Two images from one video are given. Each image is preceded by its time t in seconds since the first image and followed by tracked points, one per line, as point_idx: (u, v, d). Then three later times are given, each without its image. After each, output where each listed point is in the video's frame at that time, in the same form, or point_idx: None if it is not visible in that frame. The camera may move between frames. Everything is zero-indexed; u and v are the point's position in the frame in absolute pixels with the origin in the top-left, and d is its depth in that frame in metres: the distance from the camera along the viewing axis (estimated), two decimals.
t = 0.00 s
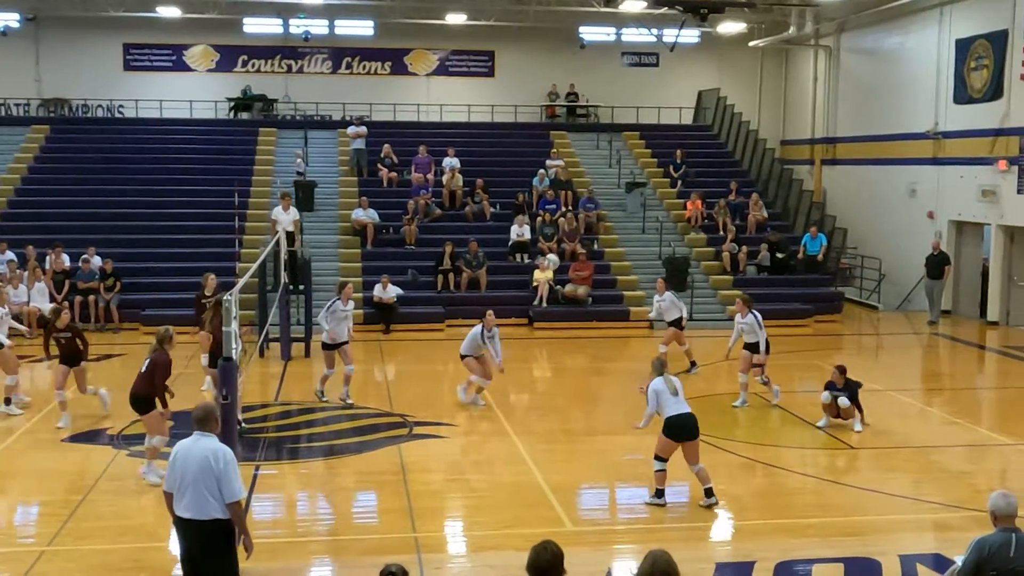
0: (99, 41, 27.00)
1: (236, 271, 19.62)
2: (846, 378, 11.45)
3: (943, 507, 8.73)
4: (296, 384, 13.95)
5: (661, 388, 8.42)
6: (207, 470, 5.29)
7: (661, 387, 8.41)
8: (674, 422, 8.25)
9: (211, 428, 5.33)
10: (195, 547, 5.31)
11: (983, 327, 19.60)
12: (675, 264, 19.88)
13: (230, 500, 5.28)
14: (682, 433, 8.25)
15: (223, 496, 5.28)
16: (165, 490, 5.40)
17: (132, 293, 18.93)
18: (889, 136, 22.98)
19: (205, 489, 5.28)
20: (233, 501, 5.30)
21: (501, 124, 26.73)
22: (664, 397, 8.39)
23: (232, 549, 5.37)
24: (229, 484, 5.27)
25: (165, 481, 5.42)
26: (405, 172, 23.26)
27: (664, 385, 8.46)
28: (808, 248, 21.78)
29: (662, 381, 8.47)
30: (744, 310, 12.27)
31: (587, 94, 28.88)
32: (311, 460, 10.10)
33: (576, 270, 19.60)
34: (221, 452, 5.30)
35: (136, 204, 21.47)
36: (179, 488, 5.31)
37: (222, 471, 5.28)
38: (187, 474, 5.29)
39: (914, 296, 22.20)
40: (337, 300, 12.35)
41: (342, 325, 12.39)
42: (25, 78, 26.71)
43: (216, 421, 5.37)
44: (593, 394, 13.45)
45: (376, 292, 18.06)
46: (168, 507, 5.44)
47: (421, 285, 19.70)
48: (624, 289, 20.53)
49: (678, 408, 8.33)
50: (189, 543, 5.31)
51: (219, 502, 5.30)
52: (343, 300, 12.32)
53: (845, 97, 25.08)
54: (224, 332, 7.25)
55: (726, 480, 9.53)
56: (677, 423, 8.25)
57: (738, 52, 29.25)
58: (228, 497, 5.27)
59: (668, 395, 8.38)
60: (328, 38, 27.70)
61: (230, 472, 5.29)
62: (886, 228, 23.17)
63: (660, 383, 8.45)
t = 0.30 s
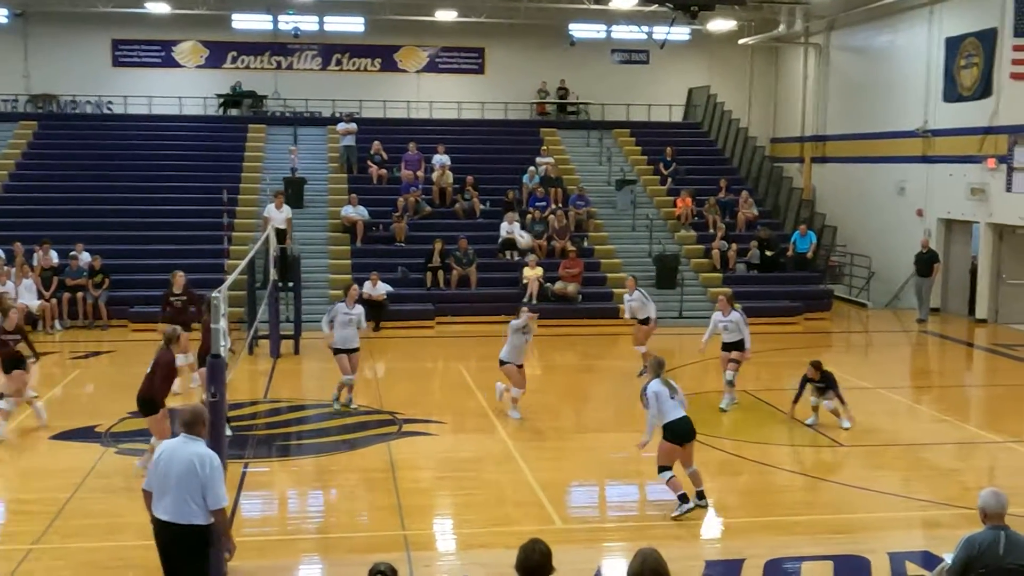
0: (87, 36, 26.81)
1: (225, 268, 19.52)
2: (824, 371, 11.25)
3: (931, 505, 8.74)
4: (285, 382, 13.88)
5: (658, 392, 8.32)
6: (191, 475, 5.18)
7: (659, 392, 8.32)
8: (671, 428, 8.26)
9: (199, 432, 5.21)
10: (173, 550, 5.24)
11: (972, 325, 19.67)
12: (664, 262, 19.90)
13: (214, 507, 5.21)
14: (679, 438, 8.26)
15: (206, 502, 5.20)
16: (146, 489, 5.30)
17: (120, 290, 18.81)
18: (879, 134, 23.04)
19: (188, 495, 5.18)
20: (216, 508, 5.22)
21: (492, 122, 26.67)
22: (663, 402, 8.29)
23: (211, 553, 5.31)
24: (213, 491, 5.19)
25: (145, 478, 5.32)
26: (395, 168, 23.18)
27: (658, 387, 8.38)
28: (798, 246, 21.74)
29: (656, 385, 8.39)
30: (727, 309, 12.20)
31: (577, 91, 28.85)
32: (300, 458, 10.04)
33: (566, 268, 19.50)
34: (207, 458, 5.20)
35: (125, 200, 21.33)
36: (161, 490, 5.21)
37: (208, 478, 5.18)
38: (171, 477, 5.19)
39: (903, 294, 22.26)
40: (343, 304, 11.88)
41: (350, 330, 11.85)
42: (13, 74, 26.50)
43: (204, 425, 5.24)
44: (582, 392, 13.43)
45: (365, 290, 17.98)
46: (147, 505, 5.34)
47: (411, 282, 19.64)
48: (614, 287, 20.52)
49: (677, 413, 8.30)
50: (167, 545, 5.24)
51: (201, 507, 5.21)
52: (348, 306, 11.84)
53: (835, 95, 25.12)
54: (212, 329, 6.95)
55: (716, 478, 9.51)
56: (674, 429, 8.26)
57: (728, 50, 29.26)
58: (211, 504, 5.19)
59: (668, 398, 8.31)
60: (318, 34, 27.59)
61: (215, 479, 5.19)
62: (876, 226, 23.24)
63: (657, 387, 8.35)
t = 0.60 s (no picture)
0: (75, 31, 26.60)
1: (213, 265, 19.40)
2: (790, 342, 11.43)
3: (918, 502, 8.77)
4: (273, 379, 13.81)
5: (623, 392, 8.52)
6: (179, 474, 5.15)
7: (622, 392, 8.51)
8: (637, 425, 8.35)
9: (189, 433, 5.21)
10: (145, 551, 5.12)
11: (960, 322, 19.75)
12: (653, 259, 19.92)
13: (197, 509, 5.17)
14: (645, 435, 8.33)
15: (189, 505, 5.17)
16: (123, 487, 5.18)
17: (108, 287, 18.66)
18: (867, 132, 23.12)
19: (173, 494, 5.13)
20: (199, 511, 5.19)
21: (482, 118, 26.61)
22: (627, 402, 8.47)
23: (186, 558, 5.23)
24: (199, 492, 5.17)
25: (122, 477, 5.20)
26: (384, 165, 23.11)
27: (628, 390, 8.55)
28: (787, 244, 21.75)
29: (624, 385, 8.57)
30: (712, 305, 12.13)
31: (567, 88, 28.81)
32: (288, 455, 9.99)
33: (556, 265, 19.41)
34: (195, 459, 5.20)
35: (113, 197, 21.18)
36: (143, 487, 5.12)
37: (195, 479, 5.16)
38: (157, 475, 5.12)
39: (891, 291, 22.34)
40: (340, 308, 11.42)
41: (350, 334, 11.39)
42: None
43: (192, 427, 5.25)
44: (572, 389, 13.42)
45: (355, 287, 17.65)
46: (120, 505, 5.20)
47: (401, 279, 19.59)
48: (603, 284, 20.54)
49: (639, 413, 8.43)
50: (140, 545, 5.11)
51: (183, 509, 5.16)
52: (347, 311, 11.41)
53: (823, 93, 25.19)
54: (200, 326, 6.78)
55: (705, 476, 9.51)
56: (637, 426, 8.35)
57: (718, 48, 29.28)
58: (196, 506, 5.16)
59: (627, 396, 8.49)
60: (306, 30, 27.47)
61: (203, 481, 5.19)
62: (864, 224, 23.31)
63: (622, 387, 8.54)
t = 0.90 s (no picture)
0: (62, 26, 26.42)
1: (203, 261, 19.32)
2: (756, 326, 11.08)
3: (907, 498, 8.80)
4: (263, 375, 13.75)
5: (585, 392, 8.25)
6: (155, 473, 5.10)
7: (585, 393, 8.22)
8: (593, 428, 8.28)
9: (159, 431, 5.13)
10: (129, 552, 5.09)
11: (949, 319, 19.84)
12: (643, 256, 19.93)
13: (177, 505, 5.14)
14: (601, 437, 8.30)
15: (168, 501, 5.13)
16: (99, 490, 5.11)
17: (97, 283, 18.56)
18: (856, 129, 23.19)
19: (151, 493, 5.08)
20: (179, 507, 5.16)
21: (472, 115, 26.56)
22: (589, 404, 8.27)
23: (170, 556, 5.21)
24: (178, 488, 5.13)
25: (96, 481, 5.12)
26: (374, 161, 23.05)
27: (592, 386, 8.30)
28: (776, 240, 21.83)
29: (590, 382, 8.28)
30: (688, 307, 11.93)
31: (557, 85, 28.78)
32: (278, 451, 9.96)
33: (545, 262, 19.44)
34: (169, 456, 5.14)
35: (102, 193, 21.07)
36: (120, 490, 5.06)
37: (172, 476, 5.12)
38: (133, 476, 5.07)
39: (880, 287, 22.42)
40: (331, 313, 10.58)
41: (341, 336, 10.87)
42: None
43: (161, 424, 5.17)
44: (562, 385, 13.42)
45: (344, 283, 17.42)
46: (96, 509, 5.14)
47: (390, 276, 19.54)
48: (593, 281, 20.54)
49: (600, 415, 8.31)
50: (124, 547, 5.08)
51: (162, 508, 5.12)
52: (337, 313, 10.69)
53: (813, 91, 25.24)
54: (189, 323, 6.57)
55: (695, 472, 9.52)
56: (592, 429, 8.29)
57: (708, 45, 29.29)
58: (176, 502, 5.13)
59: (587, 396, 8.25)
60: (296, 26, 27.37)
61: (180, 477, 5.15)
62: (853, 221, 23.40)
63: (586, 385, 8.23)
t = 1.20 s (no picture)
0: (54, 21, 26.27)
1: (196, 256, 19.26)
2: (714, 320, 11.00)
3: (900, 493, 8.82)
4: (256, 371, 13.72)
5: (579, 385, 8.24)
6: (122, 471, 5.06)
7: (580, 386, 8.21)
8: (579, 421, 8.25)
9: (119, 428, 5.07)
10: (105, 551, 5.07)
11: (942, 315, 19.87)
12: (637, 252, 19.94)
13: (147, 500, 5.11)
14: (586, 433, 8.28)
15: (138, 497, 5.10)
16: (66, 495, 5.06)
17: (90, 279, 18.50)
18: (850, 125, 23.21)
19: (121, 491, 5.05)
20: (149, 501, 5.14)
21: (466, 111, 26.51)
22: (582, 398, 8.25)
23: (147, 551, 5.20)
24: (147, 484, 5.10)
25: (63, 485, 5.07)
26: (367, 157, 23.00)
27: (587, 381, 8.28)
28: (770, 237, 21.90)
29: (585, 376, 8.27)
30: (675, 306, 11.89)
31: (551, 80, 28.74)
32: (271, 448, 9.93)
33: (539, 257, 19.38)
34: (134, 452, 5.10)
35: (94, 188, 20.98)
36: (88, 492, 5.02)
37: (139, 472, 5.09)
38: (100, 476, 5.02)
39: (873, 284, 22.45)
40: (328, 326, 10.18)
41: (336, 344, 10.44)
42: None
43: (122, 421, 5.11)
44: (556, 381, 13.42)
45: (337, 279, 17.59)
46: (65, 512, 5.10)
47: (384, 272, 19.49)
48: (587, 276, 20.53)
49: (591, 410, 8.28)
50: (98, 547, 5.06)
51: (133, 504, 5.09)
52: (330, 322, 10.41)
53: (807, 87, 25.26)
54: (182, 319, 6.53)
55: (688, 468, 9.52)
56: (581, 423, 8.26)
57: (702, 41, 29.28)
58: (146, 497, 5.10)
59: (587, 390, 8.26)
60: (290, 21, 27.29)
61: (147, 472, 5.12)
62: (847, 217, 23.43)
63: (581, 378, 8.22)
